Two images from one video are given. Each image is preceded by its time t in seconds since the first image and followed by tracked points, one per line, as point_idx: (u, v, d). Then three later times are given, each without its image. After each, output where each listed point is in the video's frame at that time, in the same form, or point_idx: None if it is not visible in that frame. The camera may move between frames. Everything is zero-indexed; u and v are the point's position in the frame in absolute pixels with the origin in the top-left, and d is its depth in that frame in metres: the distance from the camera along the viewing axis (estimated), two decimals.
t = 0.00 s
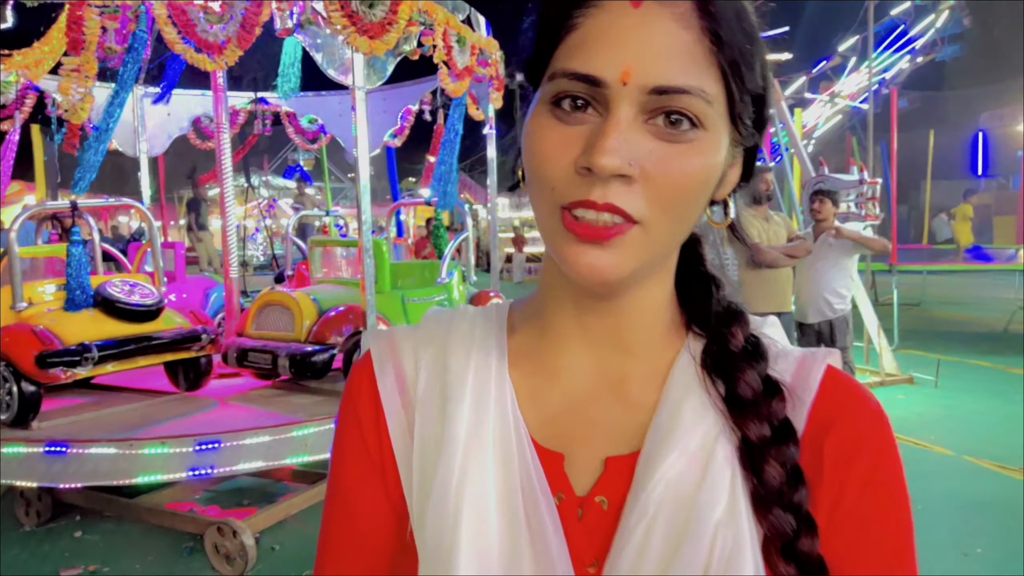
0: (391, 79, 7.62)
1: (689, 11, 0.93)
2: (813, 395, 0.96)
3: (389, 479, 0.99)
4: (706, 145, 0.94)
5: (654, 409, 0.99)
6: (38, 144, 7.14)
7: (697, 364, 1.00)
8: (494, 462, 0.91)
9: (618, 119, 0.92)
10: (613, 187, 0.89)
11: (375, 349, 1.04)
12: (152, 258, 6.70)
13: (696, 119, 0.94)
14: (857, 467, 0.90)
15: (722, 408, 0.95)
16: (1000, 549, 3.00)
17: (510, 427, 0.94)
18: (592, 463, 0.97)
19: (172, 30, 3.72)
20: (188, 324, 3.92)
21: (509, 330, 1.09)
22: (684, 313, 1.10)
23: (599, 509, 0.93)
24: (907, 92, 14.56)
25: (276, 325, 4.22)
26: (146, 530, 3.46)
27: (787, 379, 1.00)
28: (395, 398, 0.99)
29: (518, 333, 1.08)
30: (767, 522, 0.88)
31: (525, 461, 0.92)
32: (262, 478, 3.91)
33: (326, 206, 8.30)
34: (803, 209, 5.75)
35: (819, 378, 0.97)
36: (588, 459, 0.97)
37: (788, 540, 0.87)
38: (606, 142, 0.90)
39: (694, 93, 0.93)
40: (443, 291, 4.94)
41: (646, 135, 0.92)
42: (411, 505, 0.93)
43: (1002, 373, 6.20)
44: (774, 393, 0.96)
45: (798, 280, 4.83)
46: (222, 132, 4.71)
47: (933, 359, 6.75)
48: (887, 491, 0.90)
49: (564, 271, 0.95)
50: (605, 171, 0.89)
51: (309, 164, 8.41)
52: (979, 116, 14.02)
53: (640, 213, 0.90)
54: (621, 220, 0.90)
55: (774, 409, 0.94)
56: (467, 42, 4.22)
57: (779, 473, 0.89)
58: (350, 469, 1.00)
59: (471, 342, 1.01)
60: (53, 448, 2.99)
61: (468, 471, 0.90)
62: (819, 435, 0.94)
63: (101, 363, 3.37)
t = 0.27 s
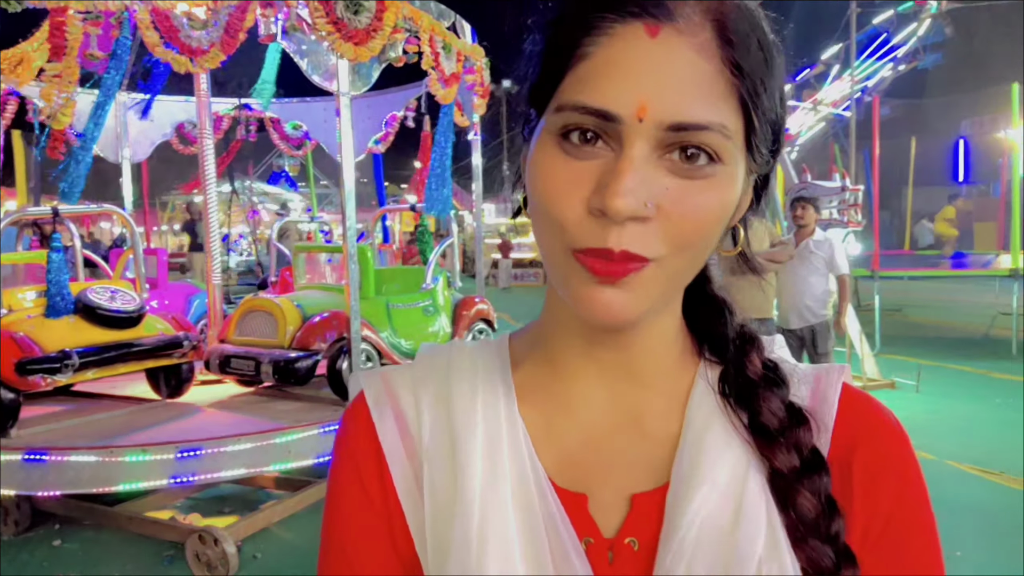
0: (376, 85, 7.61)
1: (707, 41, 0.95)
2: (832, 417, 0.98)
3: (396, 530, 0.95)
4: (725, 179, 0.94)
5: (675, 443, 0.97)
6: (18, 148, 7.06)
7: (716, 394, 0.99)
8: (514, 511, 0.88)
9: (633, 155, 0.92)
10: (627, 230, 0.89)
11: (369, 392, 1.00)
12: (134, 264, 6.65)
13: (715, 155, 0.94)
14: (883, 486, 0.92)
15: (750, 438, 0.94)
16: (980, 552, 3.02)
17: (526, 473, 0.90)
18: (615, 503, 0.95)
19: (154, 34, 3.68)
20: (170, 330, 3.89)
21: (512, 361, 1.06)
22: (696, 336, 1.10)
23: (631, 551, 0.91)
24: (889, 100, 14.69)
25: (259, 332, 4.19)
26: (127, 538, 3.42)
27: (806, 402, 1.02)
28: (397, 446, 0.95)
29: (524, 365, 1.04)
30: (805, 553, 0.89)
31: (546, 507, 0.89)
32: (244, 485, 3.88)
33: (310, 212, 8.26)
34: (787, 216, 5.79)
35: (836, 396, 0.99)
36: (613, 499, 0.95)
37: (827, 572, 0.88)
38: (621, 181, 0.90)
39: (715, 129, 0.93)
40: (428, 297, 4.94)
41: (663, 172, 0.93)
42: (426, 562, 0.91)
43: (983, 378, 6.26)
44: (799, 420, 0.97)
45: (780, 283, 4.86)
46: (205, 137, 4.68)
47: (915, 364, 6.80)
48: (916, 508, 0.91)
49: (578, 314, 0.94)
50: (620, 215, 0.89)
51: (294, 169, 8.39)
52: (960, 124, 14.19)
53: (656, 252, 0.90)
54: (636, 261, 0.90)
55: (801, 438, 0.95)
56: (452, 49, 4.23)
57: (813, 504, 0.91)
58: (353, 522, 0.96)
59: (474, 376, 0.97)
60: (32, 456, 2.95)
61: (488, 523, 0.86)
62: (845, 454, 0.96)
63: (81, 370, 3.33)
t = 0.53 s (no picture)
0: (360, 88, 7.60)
1: (699, 44, 0.97)
2: (840, 430, 1.04)
3: (408, 546, 0.95)
4: (726, 180, 0.96)
5: (690, 452, 1.01)
6: None
7: (727, 406, 1.03)
8: (534, 524, 0.89)
9: (632, 160, 0.94)
10: (629, 233, 0.90)
11: (373, 404, 1.00)
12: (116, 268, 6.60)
13: (714, 157, 0.96)
14: (894, 493, 0.99)
15: (765, 445, 0.98)
16: (962, 552, 3.05)
17: (544, 486, 0.91)
18: (634, 515, 0.97)
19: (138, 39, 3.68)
20: (154, 335, 3.87)
21: (520, 373, 1.09)
22: (705, 347, 1.14)
23: (650, 563, 0.93)
24: (871, 104, 14.82)
25: (244, 336, 4.17)
26: (111, 545, 3.40)
27: (813, 411, 1.09)
28: (407, 460, 0.95)
29: (534, 378, 1.07)
30: (823, 564, 0.94)
31: (563, 517, 0.90)
32: (230, 491, 3.86)
33: (295, 216, 8.23)
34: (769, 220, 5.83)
35: (842, 406, 1.06)
36: (630, 511, 0.97)
37: None
38: (621, 187, 0.91)
39: (712, 129, 0.95)
40: (413, 301, 4.93)
41: (661, 175, 0.94)
42: None
43: (964, 380, 6.32)
44: (814, 434, 1.01)
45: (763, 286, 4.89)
46: (187, 140, 4.66)
47: (897, 366, 6.86)
48: (925, 513, 0.99)
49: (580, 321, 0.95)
50: (621, 219, 0.89)
51: (279, 173, 8.36)
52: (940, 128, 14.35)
53: (658, 257, 0.91)
54: (640, 266, 0.91)
55: (818, 452, 0.99)
56: (436, 53, 4.23)
57: (833, 521, 0.94)
58: (363, 539, 0.96)
59: (482, 386, 0.99)
60: (15, 462, 2.93)
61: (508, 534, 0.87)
62: (856, 464, 1.03)
63: (64, 375, 3.30)
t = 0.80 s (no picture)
0: (363, 86, 7.61)
1: (717, 34, 0.97)
2: (845, 420, 1.05)
3: (426, 535, 0.94)
4: (743, 169, 0.96)
5: (704, 443, 1.02)
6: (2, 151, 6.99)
7: (740, 399, 1.04)
8: (556, 514, 0.89)
9: (653, 148, 0.94)
10: (650, 219, 0.90)
11: (389, 396, 0.98)
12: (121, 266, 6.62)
13: (732, 146, 0.96)
14: (897, 488, 1.00)
15: (776, 438, 0.99)
16: (967, 547, 3.06)
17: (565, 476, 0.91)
18: (652, 503, 0.98)
19: (142, 37, 3.70)
20: (158, 332, 3.88)
21: (534, 365, 1.07)
22: (716, 342, 1.15)
23: (669, 550, 0.94)
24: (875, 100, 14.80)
25: (249, 333, 4.18)
26: (117, 541, 3.42)
27: (819, 405, 1.09)
28: (425, 450, 0.94)
29: (548, 368, 1.06)
30: (838, 559, 0.94)
31: (583, 507, 0.90)
32: (235, 487, 3.88)
33: (299, 213, 8.24)
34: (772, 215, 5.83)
35: (847, 401, 1.07)
36: (646, 500, 0.98)
37: None
38: (642, 173, 0.91)
39: (729, 118, 0.95)
40: (418, 298, 4.93)
41: (681, 163, 0.94)
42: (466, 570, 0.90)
43: (968, 375, 6.33)
44: (824, 428, 1.02)
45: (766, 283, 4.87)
46: (191, 138, 4.66)
47: (901, 362, 6.85)
48: (925, 509, 0.99)
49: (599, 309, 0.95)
50: (643, 204, 0.89)
51: (282, 170, 8.37)
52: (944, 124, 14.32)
53: (677, 244, 0.92)
54: (660, 252, 0.91)
55: (828, 447, 0.99)
56: (440, 49, 4.22)
57: (844, 514, 0.95)
58: (381, 529, 0.94)
59: (497, 375, 0.98)
60: (21, 460, 2.94)
61: (531, 523, 0.86)
62: (861, 458, 1.03)
63: (70, 372, 3.31)
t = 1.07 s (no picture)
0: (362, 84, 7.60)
1: (711, 46, 0.99)
2: (817, 411, 1.07)
3: (424, 535, 0.90)
4: (731, 174, 0.97)
5: (688, 434, 1.00)
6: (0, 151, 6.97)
7: (719, 392, 1.02)
8: (552, 507, 0.85)
9: (651, 153, 0.93)
10: (649, 221, 0.90)
11: (380, 394, 0.94)
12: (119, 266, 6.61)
13: (724, 151, 0.97)
14: (867, 473, 1.02)
15: (755, 426, 0.98)
16: (966, 545, 3.06)
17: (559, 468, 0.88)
18: (640, 492, 0.96)
19: (139, 36, 3.67)
20: (157, 333, 3.88)
21: (520, 362, 1.04)
22: (693, 338, 1.13)
23: (659, 538, 0.92)
24: (874, 97, 14.80)
25: (248, 333, 4.18)
26: (116, 541, 3.41)
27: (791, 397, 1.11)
28: (419, 449, 0.90)
29: (533, 363, 1.03)
30: (818, 540, 0.93)
31: (581, 502, 0.87)
32: (233, 487, 3.87)
33: (297, 212, 8.23)
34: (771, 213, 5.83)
35: (818, 393, 1.09)
36: (636, 491, 0.96)
37: (840, 560, 0.93)
38: (643, 176, 0.91)
39: (724, 125, 0.97)
40: (417, 297, 4.93)
41: (678, 168, 0.94)
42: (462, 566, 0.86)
43: (966, 373, 6.33)
44: (799, 418, 1.02)
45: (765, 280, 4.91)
46: (189, 137, 4.65)
47: (900, 359, 6.86)
48: (892, 494, 1.02)
49: (593, 305, 0.94)
50: (644, 205, 0.89)
51: (281, 169, 8.36)
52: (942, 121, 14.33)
53: (673, 244, 0.91)
54: (653, 252, 0.90)
55: (803, 434, 0.99)
56: (437, 48, 4.22)
57: (821, 495, 0.95)
58: (380, 533, 0.90)
59: (489, 373, 0.95)
60: (20, 461, 2.94)
61: (531, 518, 0.83)
62: (832, 445, 1.05)
63: (68, 373, 3.31)
